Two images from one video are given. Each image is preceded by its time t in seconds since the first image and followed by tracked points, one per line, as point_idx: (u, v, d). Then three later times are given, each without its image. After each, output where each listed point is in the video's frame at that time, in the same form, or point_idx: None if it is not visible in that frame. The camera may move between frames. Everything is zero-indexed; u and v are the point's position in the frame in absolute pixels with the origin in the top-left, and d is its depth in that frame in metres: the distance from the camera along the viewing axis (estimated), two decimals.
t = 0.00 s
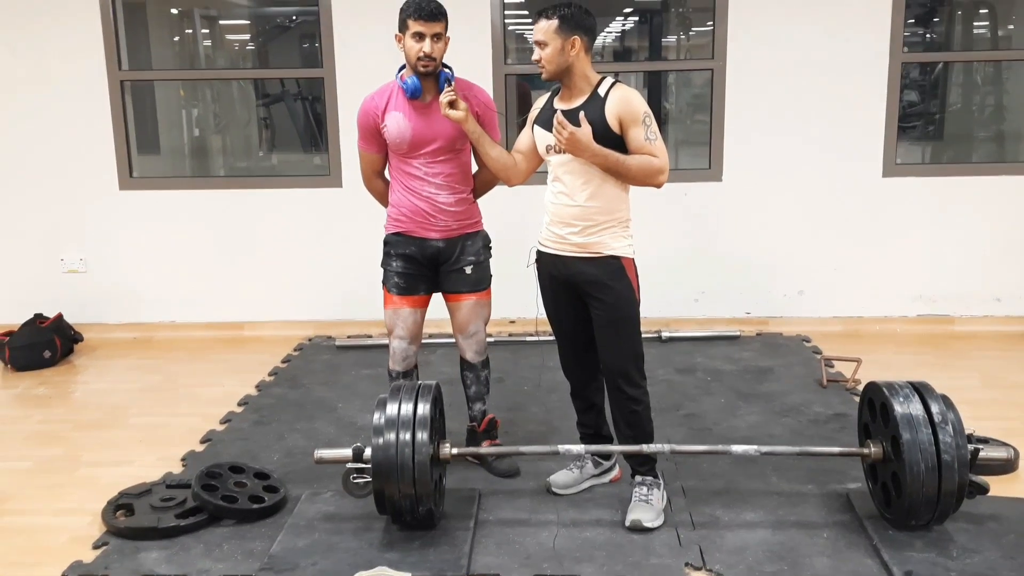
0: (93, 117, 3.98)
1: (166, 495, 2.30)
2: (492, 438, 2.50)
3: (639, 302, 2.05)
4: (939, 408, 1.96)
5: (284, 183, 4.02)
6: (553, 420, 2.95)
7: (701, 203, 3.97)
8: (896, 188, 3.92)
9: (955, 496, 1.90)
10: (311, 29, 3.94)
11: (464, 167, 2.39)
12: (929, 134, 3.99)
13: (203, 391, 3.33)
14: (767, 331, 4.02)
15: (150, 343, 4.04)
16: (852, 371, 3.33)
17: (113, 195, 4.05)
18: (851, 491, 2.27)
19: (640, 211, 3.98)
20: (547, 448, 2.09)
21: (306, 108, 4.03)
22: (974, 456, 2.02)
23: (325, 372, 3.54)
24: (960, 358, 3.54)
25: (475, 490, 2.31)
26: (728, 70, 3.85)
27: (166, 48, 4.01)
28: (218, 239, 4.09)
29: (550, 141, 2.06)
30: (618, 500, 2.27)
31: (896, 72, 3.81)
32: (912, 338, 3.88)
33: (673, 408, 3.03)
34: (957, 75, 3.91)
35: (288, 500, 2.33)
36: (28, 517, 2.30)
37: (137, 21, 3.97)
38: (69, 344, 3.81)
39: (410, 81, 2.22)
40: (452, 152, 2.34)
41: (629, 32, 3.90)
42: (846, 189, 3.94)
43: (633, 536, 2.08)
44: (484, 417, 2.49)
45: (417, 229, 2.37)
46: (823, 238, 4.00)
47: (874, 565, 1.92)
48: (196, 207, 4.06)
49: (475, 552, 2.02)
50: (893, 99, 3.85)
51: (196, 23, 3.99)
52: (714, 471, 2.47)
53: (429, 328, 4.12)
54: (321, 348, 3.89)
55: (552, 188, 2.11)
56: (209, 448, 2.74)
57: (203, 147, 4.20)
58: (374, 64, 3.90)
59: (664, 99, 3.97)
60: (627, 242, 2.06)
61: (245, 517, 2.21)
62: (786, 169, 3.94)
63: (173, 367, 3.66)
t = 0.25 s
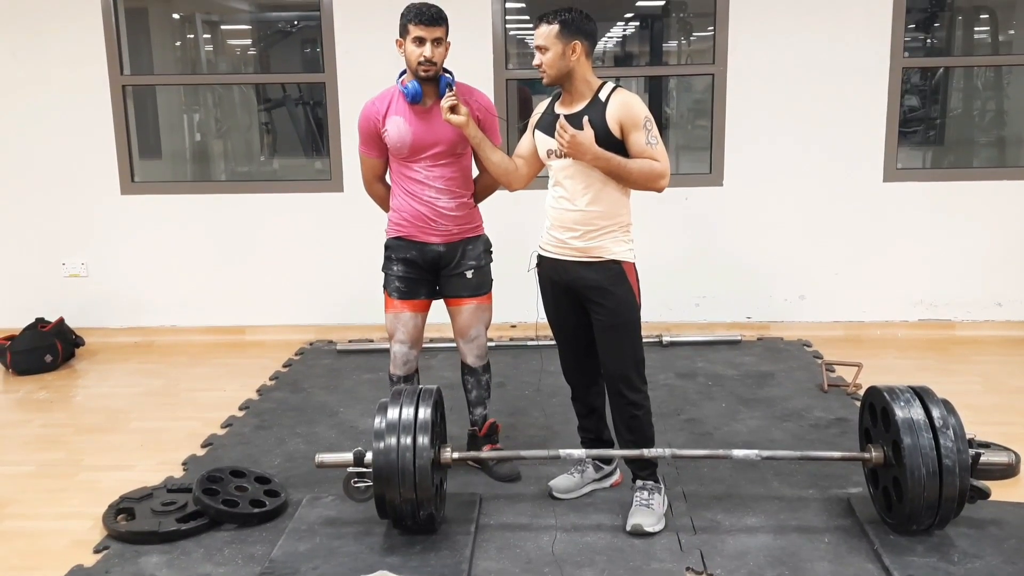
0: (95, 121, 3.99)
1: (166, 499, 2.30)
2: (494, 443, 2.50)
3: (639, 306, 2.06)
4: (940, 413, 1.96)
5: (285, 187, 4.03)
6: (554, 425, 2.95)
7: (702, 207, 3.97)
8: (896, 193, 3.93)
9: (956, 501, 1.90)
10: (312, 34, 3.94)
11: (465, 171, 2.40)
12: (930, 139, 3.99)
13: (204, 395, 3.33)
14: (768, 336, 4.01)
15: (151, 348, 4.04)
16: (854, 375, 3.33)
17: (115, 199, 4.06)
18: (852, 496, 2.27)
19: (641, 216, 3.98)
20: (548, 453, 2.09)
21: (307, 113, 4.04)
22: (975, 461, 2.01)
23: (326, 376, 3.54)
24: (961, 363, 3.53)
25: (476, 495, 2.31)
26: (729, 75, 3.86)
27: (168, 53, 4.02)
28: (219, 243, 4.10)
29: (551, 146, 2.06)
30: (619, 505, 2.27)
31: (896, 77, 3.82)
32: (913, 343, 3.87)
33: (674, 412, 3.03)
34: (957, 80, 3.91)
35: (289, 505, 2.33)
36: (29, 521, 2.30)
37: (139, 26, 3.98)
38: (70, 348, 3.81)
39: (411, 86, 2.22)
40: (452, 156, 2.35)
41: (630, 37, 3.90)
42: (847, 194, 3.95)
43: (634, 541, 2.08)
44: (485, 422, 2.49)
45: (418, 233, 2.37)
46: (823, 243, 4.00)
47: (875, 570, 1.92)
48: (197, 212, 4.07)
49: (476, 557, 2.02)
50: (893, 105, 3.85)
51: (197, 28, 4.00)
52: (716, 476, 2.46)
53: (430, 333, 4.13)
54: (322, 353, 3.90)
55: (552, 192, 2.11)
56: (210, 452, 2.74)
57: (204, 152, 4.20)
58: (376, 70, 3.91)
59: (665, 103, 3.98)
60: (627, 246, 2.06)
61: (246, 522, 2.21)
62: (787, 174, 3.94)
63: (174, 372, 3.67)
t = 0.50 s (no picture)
0: (96, 126, 4.00)
1: (167, 503, 2.30)
2: (494, 447, 2.50)
3: (640, 310, 2.06)
4: (941, 417, 1.96)
5: (286, 191, 4.03)
6: (554, 429, 2.95)
7: (702, 211, 3.97)
8: (896, 198, 3.93)
9: (957, 505, 1.90)
10: (313, 38, 3.95)
11: (465, 175, 2.40)
12: (930, 143, 3.99)
13: (204, 400, 3.34)
14: (769, 339, 4.01)
15: (151, 352, 4.04)
16: (854, 379, 3.33)
17: (116, 203, 4.07)
18: (852, 500, 2.27)
19: (642, 220, 3.98)
20: (548, 457, 2.09)
21: (308, 117, 4.04)
22: (976, 465, 2.01)
23: (326, 380, 3.54)
24: (962, 368, 3.53)
25: (476, 499, 2.31)
26: (729, 79, 3.87)
27: (168, 57, 4.03)
28: (219, 247, 4.10)
29: (552, 150, 2.07)
30: (620, 509, 2.26)
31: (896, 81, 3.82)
32: (913, 347, 3.87)
33: (675, 416, 3.03)
34: (958, 84, 3.91)
35: (289, 509, 2.33)
36: (29, 525, 2.31)
37: (140, 30, 3.99)
38: (70, 352, 3.81)
39: (412, 90, 2.23)
40: (453, 160, 2.35)
41: (631, 42, 3.90)
42: (847, 198, 3.95)
43: (635, 545, 2.08)
44: (486, 426, 2.49)
45: (418, 237, 2.38)
46: (824, 247, 4.00)
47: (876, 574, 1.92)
48: (198, 216, 4.07)
49: (476, 561, 2.01)
50: (893, 109, 3.86)
51: (199, 32, 4.00)
52: (716, 480, 2.46)
53: (430, 337, 4.13)
54: (322, 357, 3.90)
55: (553, 196, 2.12)
56: (210, 456, 2.74)
57: (205, 156, 4.19)
58: (376, 74, 3.92)
59: (666, 107, 3.97)
60: (628, 250, 2.06)
61: (246, 526, 2.21)
62: (787, 178, 3.95)
63: (174, 375, 3.67)
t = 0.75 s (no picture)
0: (96, 128, 4.01)
1: (167, 505, 2.30)
2: (494, 448, 2.50)
3: (640, 312, 2.06)
4: (941, 418, 1.96)
5: (286, 194, 4.04)
6: (555, 430, 2.95)
7: (702, 213, 3.98)
8: (896, 200, 3.93)
9: (957, 507, 1.90)
10: (314, 40, 3.95)
11: (466, 176, 2.40)
12: (930, 145, 3.99)
13: (204, 401, 3.34)
14: (769, 341, 4.02)
15: (151, 354, 4.05)
16: (855, 381, 3.33)
17: (116, 205, 4.07)
18: (853, 502, 2.27)
19: (642, 221, 3.99)
20: (549, 458, 2.09)
21: (308, 119, 4.05)
22: (976, 466, 2.01)
23: (327, 382, 3.54)
24: (963, 369, 3.53)
25: (476, 500, 2.31)
26: (729, 81, 3.87)
27: (169, 60, 4.03)
28: (219, 249, 4.11)
29: (552, 152, 2.07)
30: (620, 511, 2.26)
31: (896, 83, 3.83)
32: (914, 349, 3.87)
33: (675, 418, 3.03)
34: (958, 86, 3.92)
35: (289, 510, 2.33)
36: (30, 527, 2.31)
37: (141, 32, 4.00)
38: (71, 354, 3.81)
39: (412, 92, 2.23)
40: (454, 161, 2.35)
41: (631, 44, 3.91)
42: (847, 200, 3.95)
43: (635, 546, 2.07)
44: (486, 428, 2.49)
45: (419, 239, 2.38)
46: (824, 249, 4.00)
47: None
48: (198, 218, 4.08)
49: (477, 563, 2.01)
50: (893, 111, 3.86)
51: (199, 35, 4.01)
52: (717, 481, 2.46)
53: (431, 338, 4.13)
54: (323, 359, 3.90)
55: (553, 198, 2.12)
56: (211, 458, 2.74)
57: (205, 158, 4.19)
58: (377, 76, 3.92)
59: (666, 109, 3.98)
60: (628, 252, 2.06)
61: (246, 528, 2.21)
62: (788, 180, 3.95)
63: (175, 377, 3.67)
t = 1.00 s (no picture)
0: (97, 129, 4.01)
1: (167, 506, 2.30)
2: (494, 449, 2.50)
3: (640, 313, 2.06)
4: (941, 420, 1.96)
5: (286, 194, 4.04)
6: (555, 432, 2.95)
7: (703, 214, 3.98)
8: (896, 202, 3.93)
9: (957, 508, 1.90)
10: (314, 41, 3.96)
11: (467, 178, 2.40)
12: (930, 147, 3.99)
13: (204, 402, 3.34)
14: (769, 343, 4.01)
15: (151, 354, 4.05)
16: (855, 383, 3.33)
17: (116, 205, 4.07)
18: (853, 504, 2.27)
19: (642, 223, 3.99)
20: (549, 459, 2.09)
21: (308, 120, 4.05)
22: (976, 468, 2.01)
23: (326, 383, 3.54)
24: (963, 371, 3.53)
25: (476, 501, 2.31)
26: (730, 82, 3.87)
27: (169, 61, 4.03)
28: (219, 250, 4.11)
29: (552, 153, 2.07)
30: (620, 512, 2.26)
31: (896, 84, 3.83)
32: (914, 350, 3.87)
33: (675, 419, 3.02)
34: (958, 88, 3.92)
35: (289, 511, 2.33)
36: (30, 527, 2.31)
37: (142, 33, 4.00)
38: (71, 354, 3.81)
39: (413, 93, 2.23)
40: (454, 163, 2.35)
41: (631, 45, 3.91)
42: (847, 202, 3.95)
43: (635, 548, 2.07)
44: (486, 429, 2.49)
45: (419, 240, 2.38)
46: (824, 251, 4.00)
47: None
48: (199, 218, 4.08)
49: (476, 564, 2.01)
50: (893, 112, 3.86)
51: (200, 35, 4.01)
52: (717, 483, 2.46)
53: (431, 339, 4.13)
54: (323, 359, 3.90)
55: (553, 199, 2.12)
56: (211, 459, 2.74)
57: (205, 159, 4.19)
58: (377, 77, 3.92)
59: (666, 111, 3.98)
60: (628, 253, 2.06)
61: (246, 528, 2.20)
62: (788, 181, 3.95)
63: (175, 378, 3.67)
